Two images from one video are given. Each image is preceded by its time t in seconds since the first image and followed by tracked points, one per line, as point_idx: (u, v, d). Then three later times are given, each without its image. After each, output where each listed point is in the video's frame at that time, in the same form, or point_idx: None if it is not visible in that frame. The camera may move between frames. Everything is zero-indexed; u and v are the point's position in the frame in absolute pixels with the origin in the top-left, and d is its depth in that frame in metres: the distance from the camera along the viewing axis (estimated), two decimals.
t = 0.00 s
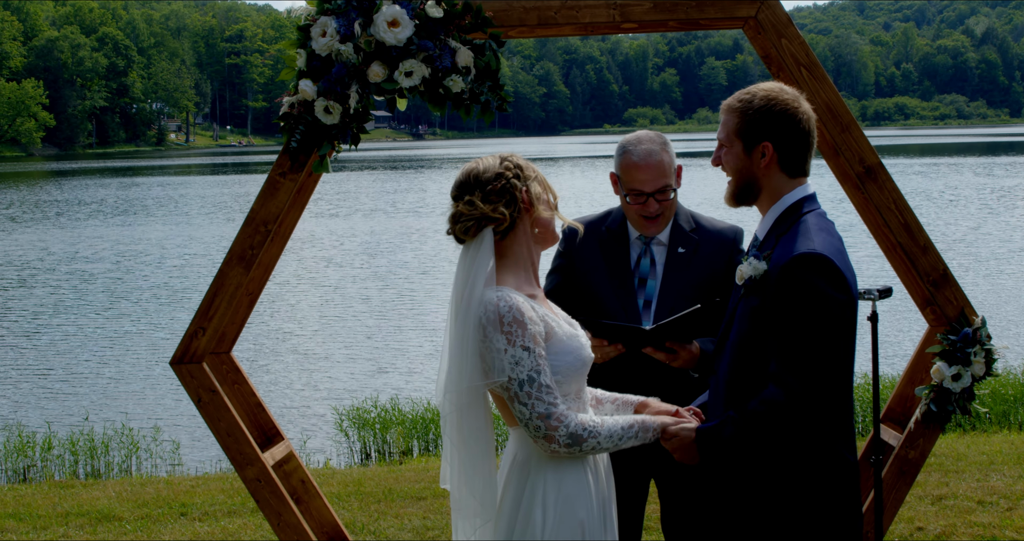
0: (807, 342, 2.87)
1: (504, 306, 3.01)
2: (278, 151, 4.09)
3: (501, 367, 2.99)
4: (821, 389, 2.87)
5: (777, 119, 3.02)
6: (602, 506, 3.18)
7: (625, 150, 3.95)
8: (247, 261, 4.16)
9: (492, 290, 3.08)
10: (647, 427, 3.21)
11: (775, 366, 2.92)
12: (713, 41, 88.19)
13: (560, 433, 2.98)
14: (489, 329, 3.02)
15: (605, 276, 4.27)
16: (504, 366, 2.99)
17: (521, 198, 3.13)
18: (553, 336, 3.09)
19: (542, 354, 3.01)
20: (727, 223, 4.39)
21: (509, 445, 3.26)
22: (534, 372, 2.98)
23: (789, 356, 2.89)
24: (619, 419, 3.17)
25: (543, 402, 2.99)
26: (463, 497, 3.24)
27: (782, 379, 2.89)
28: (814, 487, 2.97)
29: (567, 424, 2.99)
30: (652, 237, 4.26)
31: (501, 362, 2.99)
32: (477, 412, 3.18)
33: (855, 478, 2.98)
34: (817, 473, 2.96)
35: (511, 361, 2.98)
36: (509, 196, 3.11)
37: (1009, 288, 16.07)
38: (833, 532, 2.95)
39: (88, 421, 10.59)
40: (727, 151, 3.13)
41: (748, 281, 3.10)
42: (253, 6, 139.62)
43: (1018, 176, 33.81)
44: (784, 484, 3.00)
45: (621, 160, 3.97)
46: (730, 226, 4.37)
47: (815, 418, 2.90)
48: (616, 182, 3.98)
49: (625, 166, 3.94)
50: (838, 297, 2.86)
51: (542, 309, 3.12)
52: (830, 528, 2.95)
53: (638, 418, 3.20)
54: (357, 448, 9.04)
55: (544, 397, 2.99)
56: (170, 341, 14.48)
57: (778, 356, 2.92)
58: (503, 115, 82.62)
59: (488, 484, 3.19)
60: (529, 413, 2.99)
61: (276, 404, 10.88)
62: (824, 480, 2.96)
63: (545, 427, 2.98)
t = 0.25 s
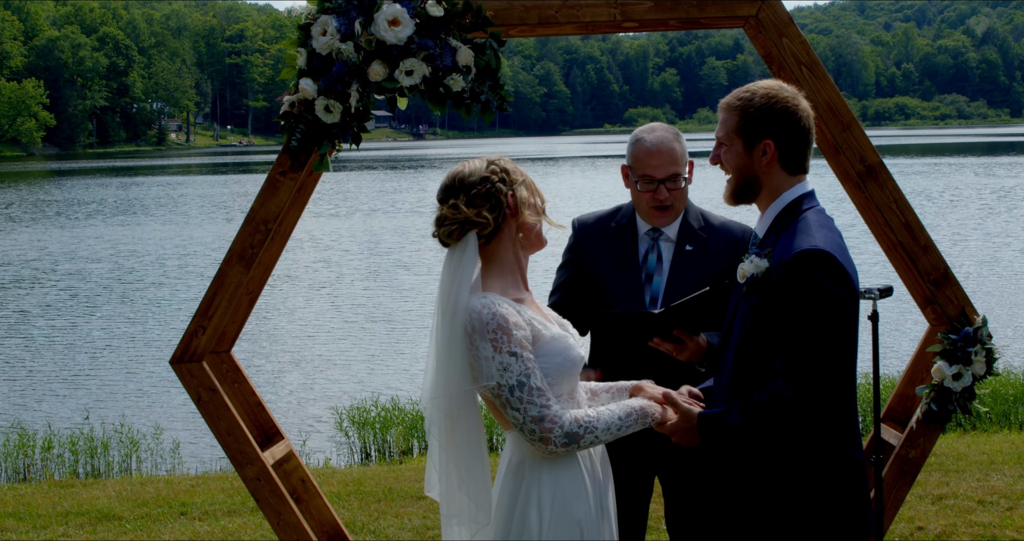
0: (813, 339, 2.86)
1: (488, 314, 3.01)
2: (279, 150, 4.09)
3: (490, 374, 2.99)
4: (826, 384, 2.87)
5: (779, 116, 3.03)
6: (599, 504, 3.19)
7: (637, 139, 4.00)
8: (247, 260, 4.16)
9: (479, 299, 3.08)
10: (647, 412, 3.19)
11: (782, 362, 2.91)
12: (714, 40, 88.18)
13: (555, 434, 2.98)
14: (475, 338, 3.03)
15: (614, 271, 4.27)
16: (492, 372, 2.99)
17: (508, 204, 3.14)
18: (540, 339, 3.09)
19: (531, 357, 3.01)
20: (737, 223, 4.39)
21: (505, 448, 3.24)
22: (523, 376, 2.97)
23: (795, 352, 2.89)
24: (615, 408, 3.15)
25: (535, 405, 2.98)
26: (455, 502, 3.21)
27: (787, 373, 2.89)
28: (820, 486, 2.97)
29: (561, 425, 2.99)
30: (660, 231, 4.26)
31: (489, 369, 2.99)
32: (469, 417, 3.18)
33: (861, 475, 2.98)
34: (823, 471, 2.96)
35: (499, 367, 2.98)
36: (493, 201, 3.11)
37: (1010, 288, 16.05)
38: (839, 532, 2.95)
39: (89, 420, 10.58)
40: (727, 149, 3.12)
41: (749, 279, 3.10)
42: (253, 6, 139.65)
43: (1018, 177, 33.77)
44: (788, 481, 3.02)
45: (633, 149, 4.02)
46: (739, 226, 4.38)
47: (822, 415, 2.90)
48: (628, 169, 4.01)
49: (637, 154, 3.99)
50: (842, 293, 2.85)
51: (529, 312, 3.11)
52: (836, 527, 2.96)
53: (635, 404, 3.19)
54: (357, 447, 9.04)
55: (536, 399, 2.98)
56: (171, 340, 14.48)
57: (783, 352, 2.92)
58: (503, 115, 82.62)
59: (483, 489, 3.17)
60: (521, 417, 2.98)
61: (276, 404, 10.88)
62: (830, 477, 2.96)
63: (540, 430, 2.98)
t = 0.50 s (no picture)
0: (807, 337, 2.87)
1: (483, 306, 3.01)
2: (275, 150, 4.09)
3: (487, 366, 2.99)
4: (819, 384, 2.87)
5: (773, 114, 3.03)
6: (582, 502, 3.20)
7: (645, 129, 4.12)
8: (243, 260, 4.16)
9: (474, 291, 3.09)
10: (649, 420, 3.19)
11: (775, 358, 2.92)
12: (714, 40, 88.21)
13: (557, 424, 2.98)
14: (470, 330, 3.02)
15: (619, 265, 4.29)
16: (489, 364, 2.98)
17: (506, 200, 3.13)
18: (534, 333, 3.10)
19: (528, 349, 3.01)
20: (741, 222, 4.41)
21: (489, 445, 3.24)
22: (522, 366, 2.97)
23: (788, 348, 2.89)
24: (619, 412, 3.16)
25: (535, 395, 2.97)
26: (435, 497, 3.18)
27: (776, 371, 2.90)
28: (816, 485, 2.97)
29: (563, 415, 2.99)
30: (665, 226, 4.28)
31: (486, 361, 2.99)
32: (458, 416, 3.19)
33: (857, 475, 2.98)
34: (819, 470, 2.96)
35: (497, 358, 2.97)
36: (489, 197, 3.11)
37: (1010, 287, 16.04)
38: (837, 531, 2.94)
39: (88, 421, 10.59)
40: (727, 155, 3.10)
41: (746, 275, 3.09)
42: (253, 7, 139.74)
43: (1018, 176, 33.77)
44: (781, 481, 3.02)
45: (641, 139, 4.12)
46: (744, 225, 4.39)
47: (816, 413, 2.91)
48: (635, 157, 4.11)
49: (645, 142, 4.09)
50: (836, 290, 2.86)
51: (522, 306, 3.12)
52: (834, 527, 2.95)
53: (640, 412, 3.19)
54: (356, 447, 9.04)
55: (536, 389, 2.97)
56: (170, 341, 14.48)
57: (773, 350, 2.92)
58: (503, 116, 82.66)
59: (466, 481, 3.14)
60: (521, 409, 2.97)
61: (275, 404, 10.87)
62: (827, 475, 2.96)
63: (541, 420, 2.97)
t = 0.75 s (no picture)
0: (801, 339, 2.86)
1: (495, 301, 3.03)
2: (273, 152, 4.09)
3: (494, 361, 3.00)
4: (812, 385, 2.87)
5: (763, 120, 3.03)
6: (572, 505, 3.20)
7: (655, 130, 4.21)
8: (242, 262, 4.16)
9: (484, 286, 3.09)
10: (648, 418, 3.24)
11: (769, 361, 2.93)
12: (714, 42, 88.25)
13: (560, 423, 3.00)
14: (479, 324, 3.03)
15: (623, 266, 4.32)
16: (498, 359, 2.99)
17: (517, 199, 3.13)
18: (541, 333, 3.13)
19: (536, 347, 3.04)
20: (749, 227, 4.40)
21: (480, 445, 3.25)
22: (530, 364, 2.99)
23: (782, 350, 2.89)
24: (619, 411, 3.22)
25: (541, 394, 2.99)
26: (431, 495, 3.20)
27: (768, 371, 2.91)
28: (813, 486, 2.98)
29: (565, 415, 3.01)
30: (672, 229, 4.29)
31: (493, 355, 3.00)
32: (457, 414, 3.14)
33: (854, 476, 2.99)
34: (816, 471, 2.97)
35: (506, 353, 2.99)
36: (503, 198, 3.12)
37: (1010, 289, 16.04)
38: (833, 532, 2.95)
39: (87, 423, 10.60)
40: (719, 163, 3.12)
41: (739, 277, 3.11)
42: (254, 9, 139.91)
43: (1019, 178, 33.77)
44: (774, 481, 3.03)
45: (650, 140, 4.22)
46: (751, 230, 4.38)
47: (813, 416, 2.90)
48: (643, 156, 4.20)
49: (654, 143, 4.19)
50: (831, 293, 2.87)
51: (529, 306, 3.14)
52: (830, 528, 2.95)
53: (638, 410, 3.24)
54: (356, 449, 9.05)
55: (542, 388, 3.00)
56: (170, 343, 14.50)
57: (767, 350, 2.93)
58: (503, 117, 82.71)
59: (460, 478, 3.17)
60: (526, 407, 2.99)
61: (275, 406, 10.88)
62: (823, 476, 2.97)
63: (544, 419, 2.99)
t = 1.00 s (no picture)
0: (797, 338, 2.87)
1: (494, 299, 3.03)
2: (275, 151, 4.11)
3: (490, 359, 3.01)
4: (810, 383, 2.87)
5: (753, 119, 3.03)
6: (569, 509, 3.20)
7: (670, 130, 4.20)
8: (244, 261, 4.17)
9: (487, 283, 3.09)
10: (638, 428, 3.25)
11: (766, 361, 2.93)
12: (716, 40, 88.19)
13: (550, 426, 3.01)
14: (477, 321, 3.04)
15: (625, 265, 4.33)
16: (493, 357, 3.00)
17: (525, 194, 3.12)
18: (540, 334, 3.13)
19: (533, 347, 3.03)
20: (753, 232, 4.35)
21: (478, 444, 3.26)
22: (525, 364, 2.99)
23: (779, 351, 2.90)
24: (611, 418, 3.22)
25: (533, 395, 2.99)
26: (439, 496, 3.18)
27: (766, 370, 2.92)
28: (811, 484, 2.99)
29: (557, 418, 3.01)
30: (678, 229, 4.29)
31: (490, 353, 3.01)
32: (463, 408, 3.12)
33: (851, 476, 3.00)
34: (813, 471, 2.98)
35: (501, 352, 2.99)
36: (514, 196, 3.13)
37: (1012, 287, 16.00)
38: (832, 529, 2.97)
39: (89, 421, 10.62)
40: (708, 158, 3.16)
41: (736, 276, 3.12)
42: (255, 7, 139.95)
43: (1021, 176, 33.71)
44: (772, 480, 3.04)
45: (665, 139, 4.20)
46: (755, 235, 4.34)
47: (811, 416, 2.91)
48: (657, 156, 4.19)
49: (668, 143, 4.17)
50: (825, 294, 2.87)
51: (530, 304, 3.14)
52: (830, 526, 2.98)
53: (628, 418, 3.24)
54: (357, 447, 9.06)
55: (535, 388, 3.00)
56: (172, 341, 14.51)
57: (765, 350, 2.93)
58: (505, 116, 82.69)
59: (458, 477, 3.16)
60: (517, 405, 2.99)
61: (277, 404, 10.89)
62: (821, 474, 2.98)
63: (535, 420, 2.99)
